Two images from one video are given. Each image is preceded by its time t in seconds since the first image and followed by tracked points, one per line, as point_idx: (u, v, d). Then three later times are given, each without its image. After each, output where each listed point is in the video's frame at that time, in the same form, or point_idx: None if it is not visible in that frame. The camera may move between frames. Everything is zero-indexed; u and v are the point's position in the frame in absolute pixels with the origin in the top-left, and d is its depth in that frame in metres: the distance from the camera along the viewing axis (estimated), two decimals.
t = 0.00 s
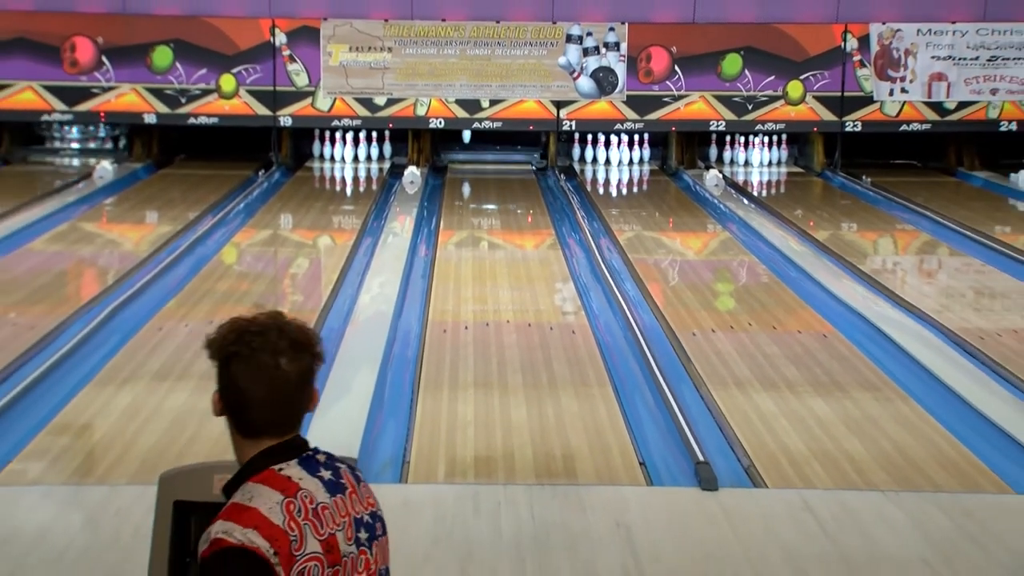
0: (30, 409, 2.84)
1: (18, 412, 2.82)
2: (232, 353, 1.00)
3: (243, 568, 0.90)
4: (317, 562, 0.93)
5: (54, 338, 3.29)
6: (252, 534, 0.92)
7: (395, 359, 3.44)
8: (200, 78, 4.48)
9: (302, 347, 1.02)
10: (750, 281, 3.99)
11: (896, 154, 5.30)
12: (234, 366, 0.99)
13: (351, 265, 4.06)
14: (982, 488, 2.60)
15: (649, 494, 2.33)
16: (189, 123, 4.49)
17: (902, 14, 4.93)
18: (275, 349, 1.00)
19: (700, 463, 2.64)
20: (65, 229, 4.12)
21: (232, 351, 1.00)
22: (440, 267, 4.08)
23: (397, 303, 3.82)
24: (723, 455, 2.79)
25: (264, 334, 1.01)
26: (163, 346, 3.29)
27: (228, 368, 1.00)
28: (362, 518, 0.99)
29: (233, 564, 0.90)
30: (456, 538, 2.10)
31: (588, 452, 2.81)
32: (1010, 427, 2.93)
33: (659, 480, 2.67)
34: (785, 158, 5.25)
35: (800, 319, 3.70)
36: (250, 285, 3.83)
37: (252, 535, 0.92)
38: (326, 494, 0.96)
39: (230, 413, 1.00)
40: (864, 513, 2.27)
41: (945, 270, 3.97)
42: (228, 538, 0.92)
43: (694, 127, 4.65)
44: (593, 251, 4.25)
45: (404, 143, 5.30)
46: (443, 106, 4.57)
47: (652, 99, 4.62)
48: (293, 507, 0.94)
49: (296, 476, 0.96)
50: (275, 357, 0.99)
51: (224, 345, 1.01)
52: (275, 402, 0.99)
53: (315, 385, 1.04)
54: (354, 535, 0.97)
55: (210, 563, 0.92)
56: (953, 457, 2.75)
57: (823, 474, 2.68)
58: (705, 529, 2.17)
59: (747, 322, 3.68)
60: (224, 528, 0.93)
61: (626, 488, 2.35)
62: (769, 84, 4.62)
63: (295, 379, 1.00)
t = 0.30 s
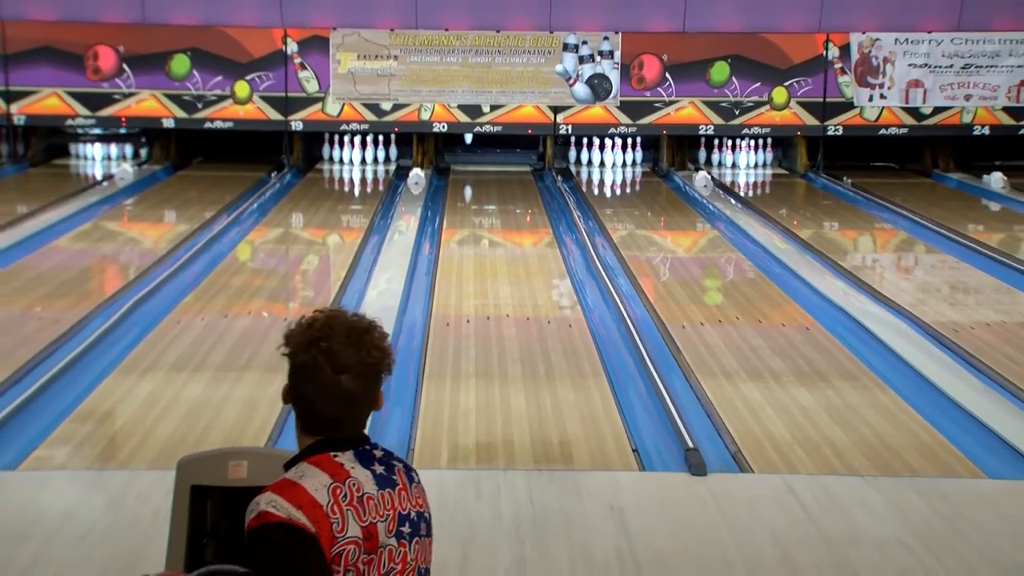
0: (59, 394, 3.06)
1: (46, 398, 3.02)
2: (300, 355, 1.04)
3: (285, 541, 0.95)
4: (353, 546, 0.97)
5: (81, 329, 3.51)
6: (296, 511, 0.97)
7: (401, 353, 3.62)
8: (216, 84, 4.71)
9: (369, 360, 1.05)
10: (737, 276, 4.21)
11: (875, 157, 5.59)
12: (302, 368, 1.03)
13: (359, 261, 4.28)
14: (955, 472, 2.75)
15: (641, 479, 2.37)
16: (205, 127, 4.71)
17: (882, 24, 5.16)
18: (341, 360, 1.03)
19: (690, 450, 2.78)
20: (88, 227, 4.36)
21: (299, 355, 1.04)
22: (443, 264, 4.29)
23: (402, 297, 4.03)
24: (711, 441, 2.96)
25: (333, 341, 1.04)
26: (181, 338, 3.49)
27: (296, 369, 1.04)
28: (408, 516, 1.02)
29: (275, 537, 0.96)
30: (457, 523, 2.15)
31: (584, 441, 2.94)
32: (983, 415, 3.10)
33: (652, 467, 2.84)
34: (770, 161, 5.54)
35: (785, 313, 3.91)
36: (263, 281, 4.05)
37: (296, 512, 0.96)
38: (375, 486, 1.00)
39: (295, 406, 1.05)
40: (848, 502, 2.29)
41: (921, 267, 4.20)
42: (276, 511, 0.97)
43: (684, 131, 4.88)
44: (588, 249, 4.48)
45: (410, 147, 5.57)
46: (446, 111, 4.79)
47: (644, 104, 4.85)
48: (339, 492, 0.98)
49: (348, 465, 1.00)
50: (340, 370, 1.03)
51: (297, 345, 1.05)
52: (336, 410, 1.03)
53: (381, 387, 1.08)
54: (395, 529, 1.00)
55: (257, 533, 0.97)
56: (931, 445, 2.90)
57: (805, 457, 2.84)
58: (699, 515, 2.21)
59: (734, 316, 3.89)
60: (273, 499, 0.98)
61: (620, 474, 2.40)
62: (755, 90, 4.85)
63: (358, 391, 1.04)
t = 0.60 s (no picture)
0: (79, 388, 3.23)
1: (66, 393, 3.19)
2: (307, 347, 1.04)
3: (270, 520, 0.96)
4: (336, 533, 0.97)
5: (100, 326, 3.70)
6: (285, 494, 0.97)
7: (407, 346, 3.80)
8: (230, 91, 4.96)
9: (375, 358, 1.05)
10: (725, 272, 4.46)
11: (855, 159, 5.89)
12: (309, 361, 1.03)
13: (367, 258, 4.52)
14: (931, 458, 2.93)
15: (635, 466, 2.58)
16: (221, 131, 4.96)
17: (862, 35, 5.46)
18: (347, 355, 1.03)
19: (680, 438, 2.94)
20: (111, 226, 4.62)
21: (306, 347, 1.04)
22: (447, 262, 4.53)
23: (408, 292, 4.25)
24: (700, 430, 3.15)
25: (341, 336, 1.04)
26: (197, 333, 3.69)
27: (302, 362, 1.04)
28: (397, 512, 1.01)
29: (261, 517, 0.96)
30: (458, 505, 2.33)
31: (579, 427, 3.14)
32: (959, 404, 3.29)
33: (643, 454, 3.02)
34: (756, 163, 5.83)
35: (770, 308, 4.13)
36: (275, 278, 4.27)
37: (283, 494, 0.97)
38: (364, 478, 1.00)
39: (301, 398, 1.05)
40: (829, 484, 2.49)
41: (899, 264, 4.45)
42: (266, 491, 0.97)
43: (674, 135, 5.13)
44: (583, 247, 4.72)
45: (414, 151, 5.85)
46: (449, 117, 5.04)
47: (636, 110, 5.09)
48: (330, 480, 0.98)
49: (342, 454, 1.00)
50: (345, 365, 1.03)
51: (306, 337, 1.05)
52: (338, 404, 1.02)
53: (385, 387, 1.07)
54: (379, 523, 1.00)
55: (247, 510, 0.98)
56: (909, 434, 3.08)
57: (788, 444, 3.03)
58: (690, 498, 2.39)
59: (722, 311, 4.10)
60: (266, 480, 0.98)
61: (614, 462, 2.59)
62: (742, 96, 5.10)
63: (361, 385, 1.03)
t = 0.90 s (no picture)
0: (85, 393, 3.24)
1: (70, 398, 3.17)
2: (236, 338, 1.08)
3: (187, 517, 0.99)
4: (257, 524, 1.00)
5: (100, 334, 3.71)
6: (204, 490, 1.00)
7: (410, 336, 3.98)
8: (244, 96, 5.25)
9: (300, 343, 1.09)
10: (713, 267, 4.71)
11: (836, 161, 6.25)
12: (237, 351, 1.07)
13: (373, 254, 4.77)
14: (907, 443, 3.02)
15: (627, 451, 2.61)
16: (235, 134, 5.24)
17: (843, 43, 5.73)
18: (273, 342, 1.07)
19: (669, 422, 3.07)
20: (131, 225, 4.88)
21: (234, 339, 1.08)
22: (449, 257, 4.78)
23: (412, 286, 4.47)
24: (689, 416, 3.25)
25: (266, 326, 1.08)
26: (211, 326, 3.85)
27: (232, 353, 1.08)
28: (325, 500, 1.04)
29: (180, 510, 1.00)
30: (463, 485, 2.37)
31: (576, 415, 3.24)
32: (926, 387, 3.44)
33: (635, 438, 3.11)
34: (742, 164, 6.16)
35: (756, 301, 4.35)
36: (287, 272, 4.50)
37: (202, 490, 1.00)
38: (291, 468, 1.03)
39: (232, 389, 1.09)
40: (811, 468, 2.54)
41: (877, 259, 4.70)
42: (186, 487, 1.01)
43: (665, 138, 5.40)
44: (578, 243, 4.98)
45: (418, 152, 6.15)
46: (451, 120, 5.31)
47: (629, 113, 5.37)
48: (252, 473, 1.01)
49: (270, 447, 1.04)
50: (271, 351, 1.07)
51: (233, 329, 1.09)
52: (268, 389, 1.07)
53: (313, 372, 1.11)
54: (306, 511, 1.02)
55: (169, 506, 1.01)
56: (887, 420, 3.18)
57: (773, 432, 3.09)
58: (682, 482, 2.43)
59: (710, 303, 4.31)
60: (189, 477, 1.02)
61: (609, 446, 2.61)
62: (730, 100, 5.39)
63: (289, 371, 1.08)
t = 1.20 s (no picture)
0: (106, 386, 3.37)
1: (94, 389, 3.31)
2: (190, 331, 1.13)
3: (135, 513, 1.02)
4: (206, 517, 1.02)
5: (121, 329, 3.87)
6: (151, 490, 1.03)
7: (415, 330, 4.22)
8: (260, 102, 5.71)
9: (254, 331, 1.14)
10: (702, 264, 4.98)
11: (817, 163, 6.68)
12: (193, 345, 1.12)
13: (380, 251, 5.06)
14: (885, 430, 3.19)
15: (622, 438, 2.79)
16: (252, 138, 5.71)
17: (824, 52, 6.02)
18: (228, 330, 1.12)
19: (660, 411, 3.28)
20: (152, 224, 5.18)
21: (190, 333, 1.12)
22: (453, 255, 5.06)
23: (418, 284, 4.72)
24: (681, 407, 3.42)
25: (220, 318, 1.13)
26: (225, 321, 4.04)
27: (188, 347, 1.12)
28: (279, 487, 1.05)
29: (130, 511, 1.03)
30: (464, 472, 2.54)
31: (572, 403, 3.44)
32: (902, 376, 3.64)
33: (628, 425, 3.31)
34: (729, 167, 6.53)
35: (742, 296, 4.59)
36: (299, 269, 4.76)
37: (150, 491, 1.03)
38: (243, 459, 1.04)
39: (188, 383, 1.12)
40: (793, 453, 2.72)
41: (856, 257, 4.98)
42: (133, 489, 1.03)
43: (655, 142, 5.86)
44: (575, 241, 5.26)
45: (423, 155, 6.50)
46: (455, 125, 5.73)
47: (622, 119, 5.82)
48: (201, 467, 1.03)
49: (220, 441, 1.06)
50: (226, 338, 1.11)
51: (188, 324, 1.13)
52: (224, 377, 1.10)
53: (267, 363, 1.15)
54: (260, 499, 1.04)
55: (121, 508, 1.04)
56: (866, 408, 3.36)
57: (758, 418, 3.27)
58: (672, 469, 2.58)
59: (699, 299, 4.55)
60: (138, 477, 1.04)
61: (603, 433, 2.80)
62: (716, 107, 5.84)
63: (245, 358, 1.12)
